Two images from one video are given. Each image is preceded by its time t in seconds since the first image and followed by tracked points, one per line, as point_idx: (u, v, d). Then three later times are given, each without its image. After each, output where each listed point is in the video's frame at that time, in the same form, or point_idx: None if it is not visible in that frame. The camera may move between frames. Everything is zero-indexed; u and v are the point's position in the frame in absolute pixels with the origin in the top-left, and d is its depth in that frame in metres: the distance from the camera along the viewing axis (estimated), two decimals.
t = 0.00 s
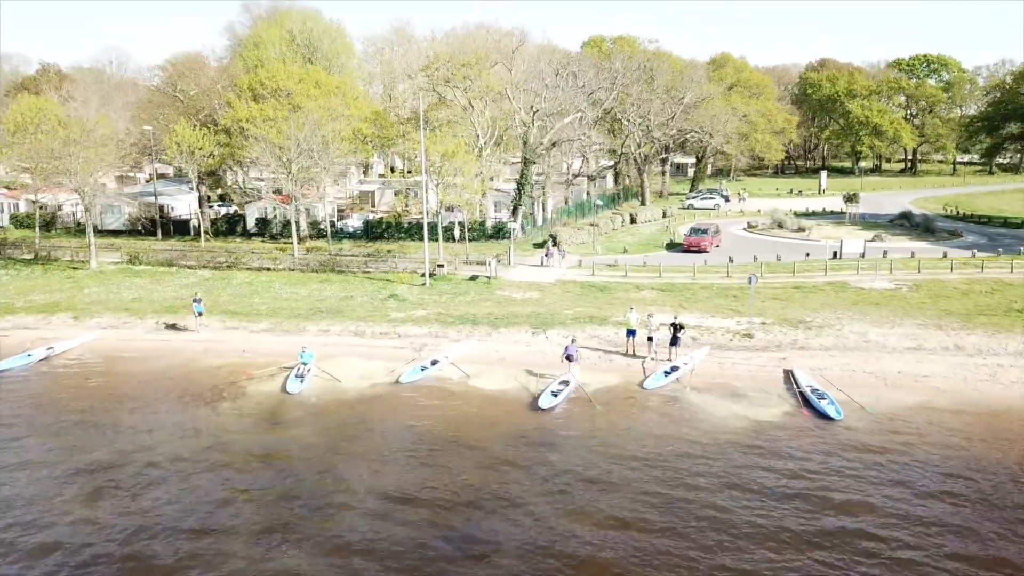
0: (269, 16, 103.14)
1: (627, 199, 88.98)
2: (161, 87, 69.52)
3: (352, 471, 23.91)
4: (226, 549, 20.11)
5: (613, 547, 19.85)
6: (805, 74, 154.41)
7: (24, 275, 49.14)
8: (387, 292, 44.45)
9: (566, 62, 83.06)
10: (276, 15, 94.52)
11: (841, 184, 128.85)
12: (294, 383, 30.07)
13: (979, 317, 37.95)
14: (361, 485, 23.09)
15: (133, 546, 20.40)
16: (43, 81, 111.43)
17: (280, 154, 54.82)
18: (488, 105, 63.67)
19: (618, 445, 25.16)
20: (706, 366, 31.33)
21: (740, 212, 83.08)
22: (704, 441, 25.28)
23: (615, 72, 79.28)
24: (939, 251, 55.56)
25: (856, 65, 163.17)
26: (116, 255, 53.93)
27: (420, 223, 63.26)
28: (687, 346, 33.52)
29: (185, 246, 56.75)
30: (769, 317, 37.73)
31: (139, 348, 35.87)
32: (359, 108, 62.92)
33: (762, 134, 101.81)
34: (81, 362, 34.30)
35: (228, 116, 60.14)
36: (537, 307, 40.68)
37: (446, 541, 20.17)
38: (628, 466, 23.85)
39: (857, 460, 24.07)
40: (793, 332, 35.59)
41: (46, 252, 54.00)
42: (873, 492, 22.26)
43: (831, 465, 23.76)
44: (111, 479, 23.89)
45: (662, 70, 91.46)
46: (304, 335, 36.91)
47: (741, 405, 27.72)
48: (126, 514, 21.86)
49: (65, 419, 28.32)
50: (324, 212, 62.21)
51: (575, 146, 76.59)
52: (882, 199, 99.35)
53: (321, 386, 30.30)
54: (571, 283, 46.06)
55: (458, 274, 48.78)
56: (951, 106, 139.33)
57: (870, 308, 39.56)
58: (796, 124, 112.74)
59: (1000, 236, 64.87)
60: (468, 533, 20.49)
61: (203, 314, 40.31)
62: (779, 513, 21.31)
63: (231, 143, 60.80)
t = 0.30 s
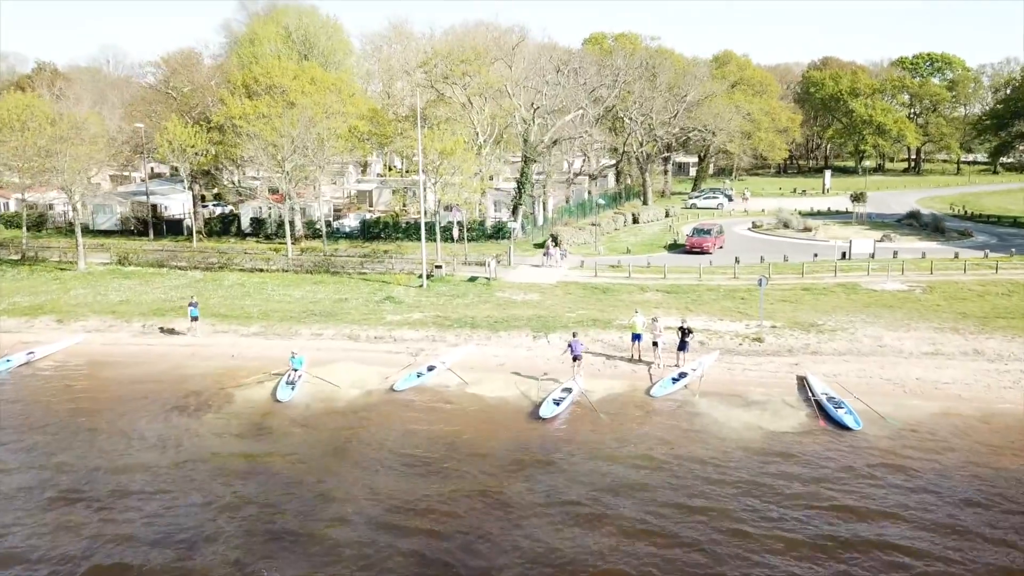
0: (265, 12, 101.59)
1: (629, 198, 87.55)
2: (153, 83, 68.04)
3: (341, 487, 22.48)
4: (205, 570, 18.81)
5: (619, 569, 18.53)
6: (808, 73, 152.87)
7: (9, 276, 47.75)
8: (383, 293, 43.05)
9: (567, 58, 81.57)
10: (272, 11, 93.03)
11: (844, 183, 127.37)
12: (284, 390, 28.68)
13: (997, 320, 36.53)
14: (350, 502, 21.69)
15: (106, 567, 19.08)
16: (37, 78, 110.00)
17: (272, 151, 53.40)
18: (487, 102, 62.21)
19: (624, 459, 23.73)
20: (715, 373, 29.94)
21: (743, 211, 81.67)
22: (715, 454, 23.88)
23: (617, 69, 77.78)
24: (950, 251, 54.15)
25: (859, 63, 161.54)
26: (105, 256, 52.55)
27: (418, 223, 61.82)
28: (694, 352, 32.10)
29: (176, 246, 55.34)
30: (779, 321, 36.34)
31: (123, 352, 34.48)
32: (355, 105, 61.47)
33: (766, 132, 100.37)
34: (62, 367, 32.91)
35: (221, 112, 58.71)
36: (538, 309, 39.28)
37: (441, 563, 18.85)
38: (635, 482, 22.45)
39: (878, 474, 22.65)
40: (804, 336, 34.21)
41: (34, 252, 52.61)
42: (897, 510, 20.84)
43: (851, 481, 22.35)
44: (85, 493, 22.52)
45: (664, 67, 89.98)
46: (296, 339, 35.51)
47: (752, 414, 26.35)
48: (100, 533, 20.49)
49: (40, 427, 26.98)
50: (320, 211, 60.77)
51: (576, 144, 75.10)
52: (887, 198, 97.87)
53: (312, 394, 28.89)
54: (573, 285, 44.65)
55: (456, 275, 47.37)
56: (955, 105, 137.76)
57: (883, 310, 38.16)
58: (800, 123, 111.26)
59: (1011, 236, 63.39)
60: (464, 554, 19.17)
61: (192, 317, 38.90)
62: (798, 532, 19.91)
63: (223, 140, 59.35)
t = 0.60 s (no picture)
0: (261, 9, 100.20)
1: (630, 198, 86.23)
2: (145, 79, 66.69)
3: (329, 502, 21.16)
4: None
5: None
6: (810, 71, 151.50)
7: None
8: (378, 295, 41.74)
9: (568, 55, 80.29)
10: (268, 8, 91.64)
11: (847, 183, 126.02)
12: (272, 398, 27.34)
13: (1015, 323, 35.20)
14: (339, 520, 20.37)
15: None
16: (30, 75, 108.55)
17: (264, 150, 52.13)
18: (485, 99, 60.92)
19: (629, 471, 22.42)
20: (724, 379, 28.59)
21: (746, 211, 80.40)
22: (725, 466, 22.57)
23: (619, 66, 76.44)
24: (960, 252, 52.81)
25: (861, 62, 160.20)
26: (94, 257, 51.25)
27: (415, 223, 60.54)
28: (701, 356, 30.81)
29: (168, 246, 54.03)
30: (788, 324, 35.04)
31: (108, 356, 33.17)
32: (351, 103, 60.24)
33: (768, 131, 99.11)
34: (43, 372, 31.58)
35: (213, 110, 57.49)
36: (539, 312, 37.95)
37: None
38: (642, 496, 21.15)
39: (899, 487, 21.34)
40: (814, 341, 32.88)
41: (20, 253, 51.25)
42: (921, 527, 19.53)
43: (871, 494, 21.03)
44: (58, 510, 21.19)
45: (666, 65, 88.71)
46: (287, 343, 34.18)
47: (764, 423, 25.03)
48: (72, 555, 19.20)
49: (16, 436, 25.69)
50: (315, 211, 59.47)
51: (577, 142, 73.79)
52: (892, 198, 96.45)
53: (302, 401, 27.54)
54: (575, 287, 43.36)
55: (454, 277, 46.08)
56: (958, 104, 136.42)
57: (896, 313, 36.82)
58: (803, 122, 109.99)
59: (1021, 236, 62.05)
60: None
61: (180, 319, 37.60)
62: (817, 552, 18.60)
63: (215, 138, 58.06)
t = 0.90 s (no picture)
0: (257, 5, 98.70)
1: (632, 198, 84.85)
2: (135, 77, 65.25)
3: (315, 527, 19.75)
4: None
5: None
6: (813, 70, 150.05)
7: None
8: (373, 299, 40.37)
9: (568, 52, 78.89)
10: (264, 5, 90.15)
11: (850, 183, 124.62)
12: (259, 410, 25.99)
13: None
14: (325, 547, 18.97)
15: None
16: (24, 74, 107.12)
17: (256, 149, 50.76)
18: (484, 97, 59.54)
19: (636, 491, 21.02)
20: (734, 388, 27.24)
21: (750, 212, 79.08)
22: (739, 485, 21.16)
23: (620, 64, 75.08)
24: (972, 253, 51.46)
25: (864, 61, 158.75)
26: (83, 259, 49.91)
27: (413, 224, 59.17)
28: (710, 365, 29.41)
29: (159, 248, 52.71)
30: (799, 329, 33.69)
31: (89, 364, 31.82)
32: (346, 101, 58.89)
33: (771, 130, 97.75)
34: (20, 381, 30.21)
35: (204, 108, 56.15)
36: (540, 316, 36.58)
37: None
38: (650, 518, 19.79)
39: (926, 507, 19.92)
40: (827, 347, 31.53)
41: (7, 255, 49.90)
42: (952, 553, 18.11)
43: (895, 515, 19.66)
44: (25, 536, 19.82)
45: (668, 64, 87.34)
46: (277, 350, 32.83)
47: (777, 437, 23.69)
48: None
49: None
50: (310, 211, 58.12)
51: (578, 141, 72.39)
52: (897, 198, 95.05)
53: (290, 413, 26.20)
54: (576, 290, 41.99)
55: (452, 279, 44.72)
56: (962, 103, 135.04)
57: (910, 318, 35.48)
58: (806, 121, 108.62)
59: None
60: None
61: (167, 324, 36.25)
62: None
63: (206, 137, 56.70)
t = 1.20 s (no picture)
0: None
1: (633, 194, 83.47)
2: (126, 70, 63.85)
3: (299, 535, 18.41)
4: None
5: None
6: (815, 67, 148.59)
7: None
8: (367, 295, 39.01)
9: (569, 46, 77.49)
10: None
11: (853, 181, 123.19)
12: (243, 410, 24.68)
13: None
14: (309, 556, 17.70)
15: None
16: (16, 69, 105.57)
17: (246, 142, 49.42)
18: (483, 89, 58.13)
19: (642, 496, 19.74)
20: (744, 387, 25.91)
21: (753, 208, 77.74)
22: (753, 491, 19.82)
23: (621, 57, 73.71)
24: (983, 249, 50.11)
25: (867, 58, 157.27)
26: (69, 254, 48.58)
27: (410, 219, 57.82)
28: (718, 362, 28.09)
29: (148, 243, 51.39)
30: (810, 326, 32.35)
31: (69, 361, 30.49)
32: (341, 94, 57.53)
33: (774, 126, 96.36)
34: None
35: (195, 100, 54.80)
36: (540, 313, 35.23)
37: None
38: (658, 525, 18.51)
39: (953, 514, 18.64)
40: (839, 344, 30.19)
41: None
42: (982, 565, 16.86)
43: (920, 522, 18.38)
44: None
45: (670, 58, 85.97)
46: (265, 347, 31.48)
47: (792, 438, 22.37)
48: None
49: None
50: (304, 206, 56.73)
51: (578, 136, 71.04)
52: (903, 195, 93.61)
53: (277, 413, 24.88)
54: (577, 286, 40.67)
55: (449, 275, 43.41)
56: (966, 100, 133.59)
57: (925, 314, 34.14)
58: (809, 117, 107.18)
59: None
60: None
61: (153, 321, 34.93)
62: None
63: (197, 130, 55.32)
